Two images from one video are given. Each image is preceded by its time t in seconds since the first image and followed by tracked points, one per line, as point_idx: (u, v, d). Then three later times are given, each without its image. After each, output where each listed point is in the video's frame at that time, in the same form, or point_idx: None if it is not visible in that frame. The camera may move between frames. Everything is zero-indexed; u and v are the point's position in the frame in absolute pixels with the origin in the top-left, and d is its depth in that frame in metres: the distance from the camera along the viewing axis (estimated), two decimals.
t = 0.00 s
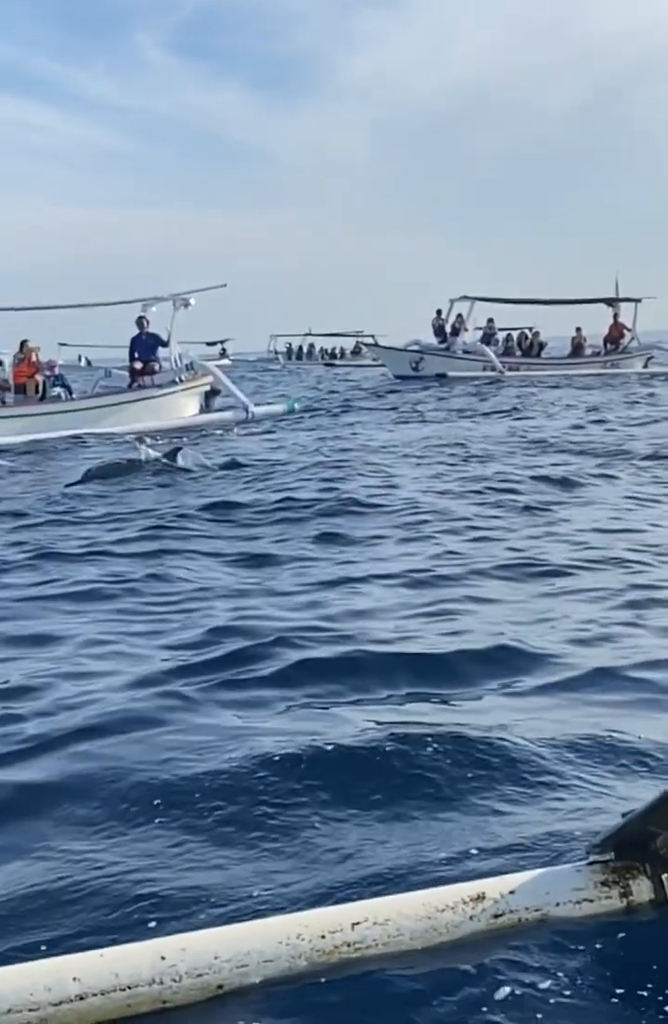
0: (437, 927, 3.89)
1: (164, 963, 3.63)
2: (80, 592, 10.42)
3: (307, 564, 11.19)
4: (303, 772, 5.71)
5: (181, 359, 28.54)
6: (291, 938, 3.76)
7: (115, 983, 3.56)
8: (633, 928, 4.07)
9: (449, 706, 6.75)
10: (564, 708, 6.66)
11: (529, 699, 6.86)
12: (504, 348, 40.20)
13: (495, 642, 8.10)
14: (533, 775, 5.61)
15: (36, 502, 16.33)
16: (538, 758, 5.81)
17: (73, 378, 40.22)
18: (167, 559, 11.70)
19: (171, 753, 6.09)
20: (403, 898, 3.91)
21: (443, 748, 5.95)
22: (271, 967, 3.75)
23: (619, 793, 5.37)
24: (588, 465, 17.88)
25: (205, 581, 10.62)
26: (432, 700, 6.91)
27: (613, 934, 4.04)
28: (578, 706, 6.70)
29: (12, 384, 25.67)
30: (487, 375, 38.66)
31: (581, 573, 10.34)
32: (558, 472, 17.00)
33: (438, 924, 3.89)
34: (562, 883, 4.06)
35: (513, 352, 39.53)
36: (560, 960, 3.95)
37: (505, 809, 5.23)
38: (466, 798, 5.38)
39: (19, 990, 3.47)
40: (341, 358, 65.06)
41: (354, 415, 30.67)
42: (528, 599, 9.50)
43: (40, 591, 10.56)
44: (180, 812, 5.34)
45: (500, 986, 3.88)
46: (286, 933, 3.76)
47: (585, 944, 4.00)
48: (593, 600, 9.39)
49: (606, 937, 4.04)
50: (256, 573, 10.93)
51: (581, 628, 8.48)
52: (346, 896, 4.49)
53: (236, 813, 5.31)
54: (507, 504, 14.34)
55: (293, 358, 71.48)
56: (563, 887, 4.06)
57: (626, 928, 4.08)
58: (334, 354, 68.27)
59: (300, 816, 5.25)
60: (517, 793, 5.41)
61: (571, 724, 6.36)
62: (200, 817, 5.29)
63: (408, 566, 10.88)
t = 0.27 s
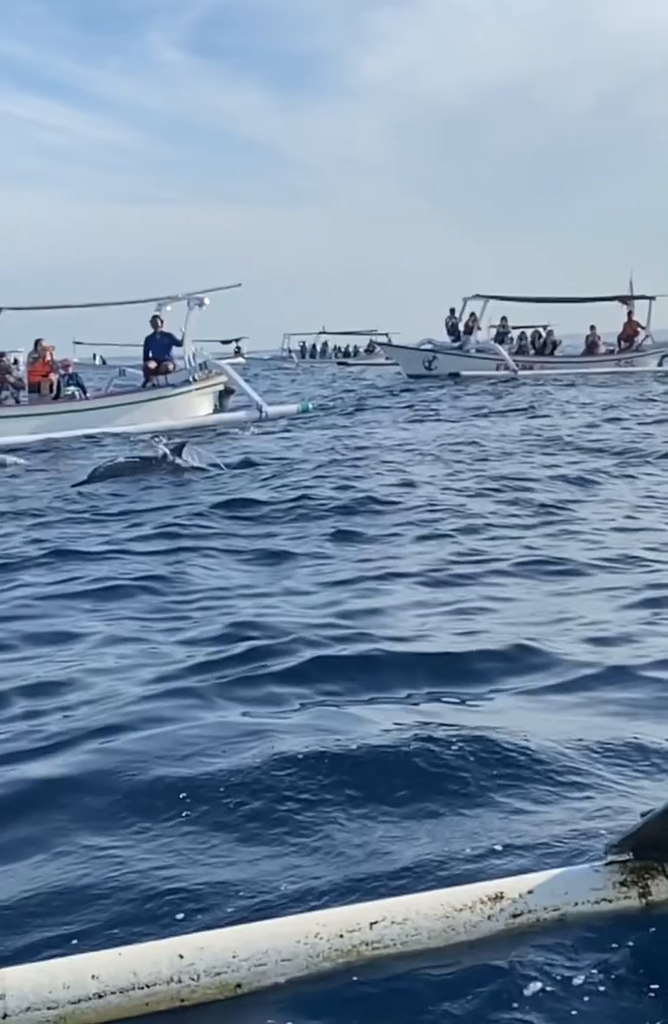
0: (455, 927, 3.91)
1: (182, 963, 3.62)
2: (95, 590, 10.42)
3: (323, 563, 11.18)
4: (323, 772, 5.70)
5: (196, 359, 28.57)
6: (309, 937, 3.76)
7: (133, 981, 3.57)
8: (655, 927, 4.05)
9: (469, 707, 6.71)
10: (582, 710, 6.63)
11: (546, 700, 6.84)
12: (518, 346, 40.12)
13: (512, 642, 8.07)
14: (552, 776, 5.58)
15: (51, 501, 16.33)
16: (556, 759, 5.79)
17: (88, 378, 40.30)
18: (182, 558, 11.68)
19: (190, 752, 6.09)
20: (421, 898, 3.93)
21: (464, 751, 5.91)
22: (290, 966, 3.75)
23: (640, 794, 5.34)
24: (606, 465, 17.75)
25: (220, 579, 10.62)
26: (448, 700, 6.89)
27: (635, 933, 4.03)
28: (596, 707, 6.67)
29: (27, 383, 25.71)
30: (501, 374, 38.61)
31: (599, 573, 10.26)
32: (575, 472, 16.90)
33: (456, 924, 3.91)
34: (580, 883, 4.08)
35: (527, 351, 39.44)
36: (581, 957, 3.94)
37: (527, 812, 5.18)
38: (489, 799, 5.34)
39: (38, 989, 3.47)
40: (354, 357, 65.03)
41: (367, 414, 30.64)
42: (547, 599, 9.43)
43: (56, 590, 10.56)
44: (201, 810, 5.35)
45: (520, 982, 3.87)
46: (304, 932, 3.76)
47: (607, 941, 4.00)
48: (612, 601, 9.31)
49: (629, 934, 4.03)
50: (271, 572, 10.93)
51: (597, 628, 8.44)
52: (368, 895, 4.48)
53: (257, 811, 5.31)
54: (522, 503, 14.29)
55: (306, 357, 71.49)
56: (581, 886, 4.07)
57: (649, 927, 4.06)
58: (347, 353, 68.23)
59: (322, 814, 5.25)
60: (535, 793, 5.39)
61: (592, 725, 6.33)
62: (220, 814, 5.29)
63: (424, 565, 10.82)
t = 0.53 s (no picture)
0: (472, 925, 3.92)
1: (200, 960, 3.63)
2: (110, 587, 10.44)
3: (337, 561, 11.17)
4: (340, 769, 5.69)
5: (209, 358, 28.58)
6: (326, 935, 3.77)
7: (151, 979, 3.58)
8: None
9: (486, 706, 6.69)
10: (598, 708, 6.62)
11: (562, 698, 6.82)
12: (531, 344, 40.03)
13: (527, 640, 8.06)
14: (569, 773, 5.57)
15: (65, 499, 16.34)
16: (573, 757, 5.79)
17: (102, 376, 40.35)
18: (197, 556, 11.65)
19: (208, 748, 6.11)
20: (438, 896, 3.94)
21: (481, 751, 5.88)
22: (306, 964, 3.75)
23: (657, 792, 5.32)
24: (622, 464, 17.64)
25: (234, 577, 10.63)
26: (463, 699, 6.89)
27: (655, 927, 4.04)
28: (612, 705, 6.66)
29: (40, 382, 25.74)
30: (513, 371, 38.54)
31: (614, 571, 10.23)
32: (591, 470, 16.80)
33: (473, 922, 3.92)
34: (597, 881, 4.09)
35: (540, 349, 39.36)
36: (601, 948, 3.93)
37: (545, 811, 5.15)
38: (506, 797, 5.32)
39: (57, 985, 3.48)
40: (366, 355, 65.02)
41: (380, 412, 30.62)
42: (563, 598, 9.38)
43: (70, 587, 10.58)
44: (218, 805, 5.36)
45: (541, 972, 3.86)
46: (321, 929, 3.77)
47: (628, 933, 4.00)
48: (630, 600, 9.25)
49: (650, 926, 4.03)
50: (285, 569, 10.93)
51: (613, 626, 8.42)
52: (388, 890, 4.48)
53: (277, 804, 5.32)
54: (536, 501, 14.27)
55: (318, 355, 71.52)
56: (599, 885, 4.09)
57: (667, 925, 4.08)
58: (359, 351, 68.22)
59: (341, 809, 5.26)
60: (552, 791, 5.38)
61: (609, 725, 6.31)
62: (237, 810, 5.31)
63: (439, 564, 10.78)
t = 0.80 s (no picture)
0: (486, 922, 3.93)
1: (214, 956, 3.63)
2: (124, 583, 10.45)
3: (350, 557, 11.17)
4: (354, 765, 5.70)
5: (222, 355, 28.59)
6: (340, 931, 3.76)
7: (166, 975, 3.59)
8: None
9: (500, 704, 6.68)
10: (612, 706, 6.59)
11: (576, 696, 6.80)
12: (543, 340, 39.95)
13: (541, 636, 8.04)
14: (583, 771, 5.56)
15: (80, 495, 16.37)
16: (587, 755, 5.77)
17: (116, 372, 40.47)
18: (210, 552, 11.66)
19: (222, 743, 6.13)
20: (452, 893, 3.94)
21: (496, 750, 5.85)
22: (321, 961, 3.74)
23: None
24: (638, 460, 17.53)
25: (248, 573, 10.64)
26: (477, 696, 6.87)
27: None
28: (627, 703, 6.63)
29: (54, 378, 25.83)
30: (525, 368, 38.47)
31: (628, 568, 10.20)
32: (606, 466, 16.73)
33: (487, 919, 3.92)
34: (612, 878, 4.09)
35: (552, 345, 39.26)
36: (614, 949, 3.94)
37: (560, 810, 5.12)
38: (521, 795, 5.30)
39: (71, 981, 3.49)
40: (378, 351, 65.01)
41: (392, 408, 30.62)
42: (579, 595, 9.32)
43: (84, 582, 10.60)
44: (231, 801, 5.36)
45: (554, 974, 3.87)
46: (335, 926, 3.76)
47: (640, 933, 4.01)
48: (647, 597, 9.18)
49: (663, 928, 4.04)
50: (298, 566, 10.93)
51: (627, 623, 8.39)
52: (401, 885, 4.49)
53: (292, 798, 5.35)
54: (549, 497, 14.23)
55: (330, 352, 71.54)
56: (614, 882, 4.08)
57: None
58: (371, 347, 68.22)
59: (356, 803, 5.28)
60: (566, 788, 5.36)
61: (623, 722, 6.29)
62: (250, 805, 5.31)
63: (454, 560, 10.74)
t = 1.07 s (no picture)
0: (501, 922, 3.93)
1: (229, 953, 3.64)
2: (136, 580, 10.47)
3: (362, 555, 11.17)
4: (368, 763, 5.70)
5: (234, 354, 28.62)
6: (355, 929, 3.76)
7: (181, 972, 3.60)
8: None
9: (514, 704, 6.67)
10: (626, 705, 6.58)
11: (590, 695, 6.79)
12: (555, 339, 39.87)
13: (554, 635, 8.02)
14: (598, 771, 5.54)
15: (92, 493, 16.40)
16: (602, 755, 5.76)
17: (130, 370, 40.58)
18: (223, 549, 11.68)
19: (236, 740, 6.13)
20: (467, 892, 3.95)
21: (512, 751, 5.83)
22: (336, 959, 3.75)
23: None
24: (655, 459, 17.43)
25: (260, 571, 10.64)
26: (490, 695, 6.86)
27: None
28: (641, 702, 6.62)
29: (66, 376, 25.89)
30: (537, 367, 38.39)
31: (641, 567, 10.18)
32: (618, 465, 16.69)
33: (502, 919, 3.93)
34: (627, 878, 4.09)
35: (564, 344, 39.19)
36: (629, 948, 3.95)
37: (574, 809, 5.11)
38: (535, 793, 5.29)
39: (88, 977, 3.50)
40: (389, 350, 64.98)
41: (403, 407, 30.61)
42: (592, 594, 9.30)
43: (97, 580, 10.62)
44: (246, 798, 5.36)
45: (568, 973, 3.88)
46: (350, 925, 3.76)
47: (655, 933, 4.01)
48: (660, 596, 9.16)
49: None
50: (309, 564, 10.93)
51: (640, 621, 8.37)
52: (416, 883, 4.49)
53: (306, 794, 5.36)
54: (561, 496, 14.21)
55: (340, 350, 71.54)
56: (629, 882, 4.08)
57: None
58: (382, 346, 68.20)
59: (370, 800, 5.28)
60: (581, 787, 5.35)
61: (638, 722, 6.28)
62: (264, 803, 5.31)
63: (468, 560, 10.70)
